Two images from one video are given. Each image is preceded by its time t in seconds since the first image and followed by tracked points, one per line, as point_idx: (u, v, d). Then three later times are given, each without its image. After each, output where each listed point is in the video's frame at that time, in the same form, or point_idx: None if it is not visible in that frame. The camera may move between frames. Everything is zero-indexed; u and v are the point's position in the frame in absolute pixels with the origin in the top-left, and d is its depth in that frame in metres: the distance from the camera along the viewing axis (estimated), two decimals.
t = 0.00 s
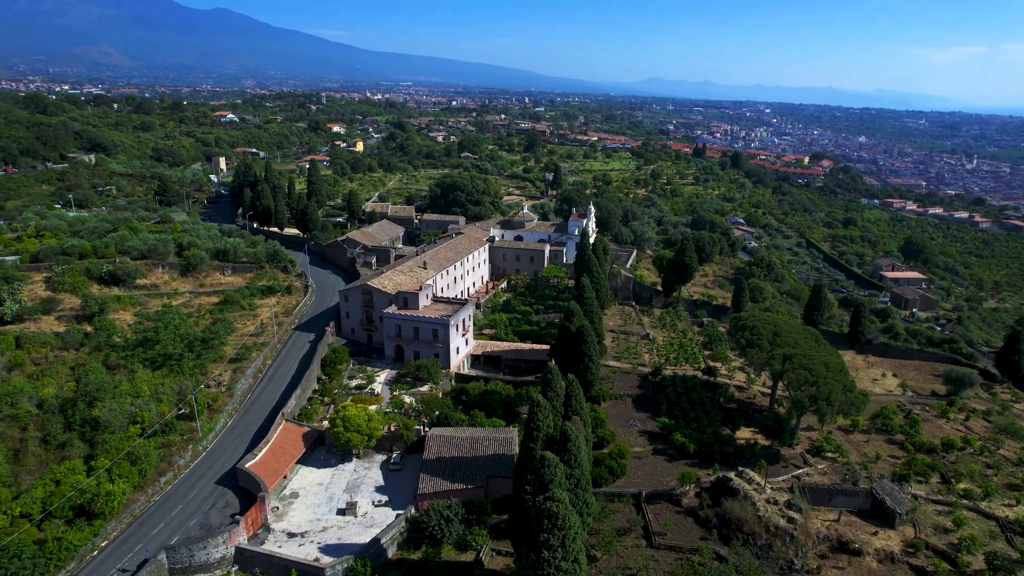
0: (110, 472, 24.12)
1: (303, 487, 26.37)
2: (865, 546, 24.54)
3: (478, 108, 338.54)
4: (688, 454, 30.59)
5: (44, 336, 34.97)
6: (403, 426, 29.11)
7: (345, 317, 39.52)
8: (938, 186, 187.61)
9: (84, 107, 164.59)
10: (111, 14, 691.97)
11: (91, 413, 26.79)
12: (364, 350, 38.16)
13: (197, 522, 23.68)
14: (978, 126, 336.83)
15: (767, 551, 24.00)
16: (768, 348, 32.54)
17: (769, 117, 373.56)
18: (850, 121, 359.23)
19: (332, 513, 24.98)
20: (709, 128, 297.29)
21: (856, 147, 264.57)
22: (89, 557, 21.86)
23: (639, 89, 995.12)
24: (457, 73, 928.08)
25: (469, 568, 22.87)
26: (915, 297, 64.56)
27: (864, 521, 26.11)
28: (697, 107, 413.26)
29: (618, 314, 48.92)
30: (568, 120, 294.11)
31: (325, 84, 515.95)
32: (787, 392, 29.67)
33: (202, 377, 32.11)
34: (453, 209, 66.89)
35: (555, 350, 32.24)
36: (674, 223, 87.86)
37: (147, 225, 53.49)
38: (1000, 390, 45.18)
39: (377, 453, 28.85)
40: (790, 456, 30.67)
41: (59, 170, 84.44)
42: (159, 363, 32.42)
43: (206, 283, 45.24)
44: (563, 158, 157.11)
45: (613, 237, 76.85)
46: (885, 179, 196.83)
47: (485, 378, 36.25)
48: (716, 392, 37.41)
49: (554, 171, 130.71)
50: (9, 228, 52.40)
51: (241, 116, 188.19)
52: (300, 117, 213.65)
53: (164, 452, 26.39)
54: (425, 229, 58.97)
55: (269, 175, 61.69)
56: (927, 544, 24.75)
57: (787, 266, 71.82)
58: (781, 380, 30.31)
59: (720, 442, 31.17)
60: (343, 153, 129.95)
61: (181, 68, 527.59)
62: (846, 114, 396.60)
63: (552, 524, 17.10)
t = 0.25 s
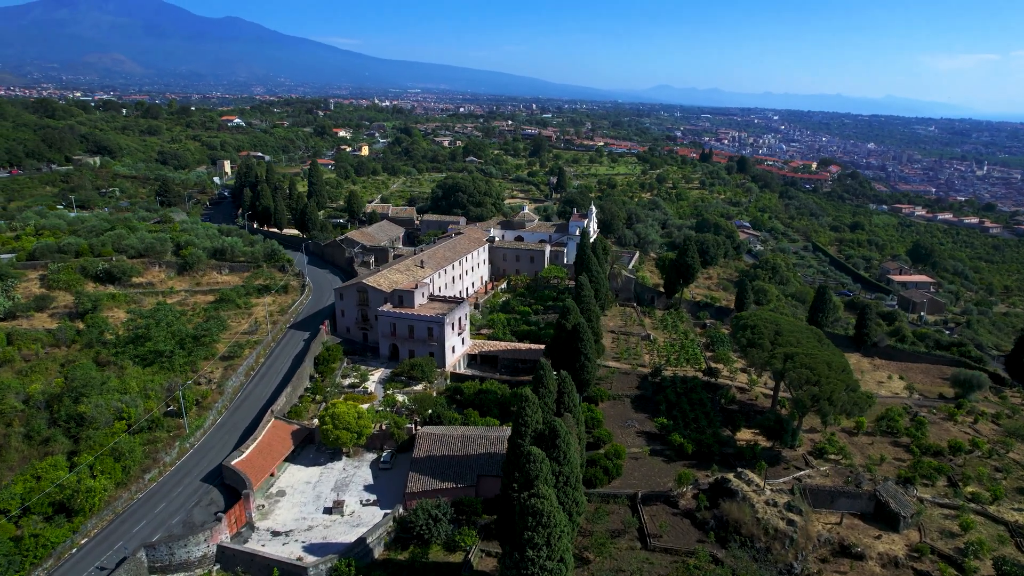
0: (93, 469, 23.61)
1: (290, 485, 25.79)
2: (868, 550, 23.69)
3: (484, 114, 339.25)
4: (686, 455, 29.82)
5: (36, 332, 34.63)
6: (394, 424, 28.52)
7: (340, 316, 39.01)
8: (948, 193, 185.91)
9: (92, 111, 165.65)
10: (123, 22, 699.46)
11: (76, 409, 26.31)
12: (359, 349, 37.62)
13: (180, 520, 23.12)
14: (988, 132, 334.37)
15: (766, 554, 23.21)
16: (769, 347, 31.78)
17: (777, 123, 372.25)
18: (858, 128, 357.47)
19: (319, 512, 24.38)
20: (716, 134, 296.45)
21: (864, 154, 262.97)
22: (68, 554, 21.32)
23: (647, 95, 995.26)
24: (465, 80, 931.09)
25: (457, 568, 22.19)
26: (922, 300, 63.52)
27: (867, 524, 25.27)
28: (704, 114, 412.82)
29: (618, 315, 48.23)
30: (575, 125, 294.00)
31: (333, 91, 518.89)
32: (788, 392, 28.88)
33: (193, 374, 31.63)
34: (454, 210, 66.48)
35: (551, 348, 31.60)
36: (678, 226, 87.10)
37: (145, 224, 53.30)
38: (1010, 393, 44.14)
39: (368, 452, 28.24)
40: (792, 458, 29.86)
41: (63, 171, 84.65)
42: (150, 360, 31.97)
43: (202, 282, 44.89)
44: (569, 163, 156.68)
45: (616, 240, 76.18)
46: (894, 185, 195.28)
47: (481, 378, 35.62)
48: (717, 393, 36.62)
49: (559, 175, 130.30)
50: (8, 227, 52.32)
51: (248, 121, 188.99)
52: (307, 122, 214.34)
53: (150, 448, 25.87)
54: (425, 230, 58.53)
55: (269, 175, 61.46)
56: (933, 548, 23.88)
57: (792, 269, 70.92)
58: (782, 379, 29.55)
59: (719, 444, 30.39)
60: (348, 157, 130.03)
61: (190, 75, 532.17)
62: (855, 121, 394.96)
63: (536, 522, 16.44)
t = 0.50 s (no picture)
0: (74, 465, 23.10)
1: (277, 484, 25.23)
2: (871, 554, 22.82)
3: (491, 121, 339.77)
4: (685, 456, 29.06)
5: (27, 329, 34.31)
6: (384, 423, 27.92)
7: (335, 314, 38.52)
8: (958, 199, 183.99)
9: (101, 116, 166.74)
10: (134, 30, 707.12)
11: (61, 405, 25.85)
12: (353, 348, 37.10)
13: (161, 518, 22.56)
14: (998, 139, 331.79)
15: (765, 558, 22.40)
16: (770, 346, 31.00)
17: (785, 130, 370.84)
18: (867, 135, 355.60)
19: (304, 511, 23.78)
20: (723, 141, 295.52)
21: (874, 160, 261.13)
22: (45, 552, 20.79)
23: (655, 103, 995.00)
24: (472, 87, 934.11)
25: (444, 570, 21.51)
26: (930, 304, 62.44)
27: (871, 527, 24.41)
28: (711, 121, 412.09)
29: (619, 316, 47.51)
30: (581, 132, 293.86)
31: (341, 98, 521.65)
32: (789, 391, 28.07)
33: (183, 371, 31.14)
34: (455, 211, 66.03)
35: (546, 346, 30.94)
36: (682, 229, 86.31)
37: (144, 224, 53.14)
38: (1021, 397, 43.05)
39: (357, 451, 27.63)
40: (793, 460, 29.02)
41: (68, 174, 84.95)
42: (140, 357, 31.54)
43: (199, 280, 44.55)
44: (574, 167, 156.20)
45: (619, 242, 75.48)
46: (903, 192, 193.59)
47: (476, 377, 34.98)
48: (718, 395, 35.81)
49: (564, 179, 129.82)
50: (7, 226, 52.27)
51: (254, 126, 189.72)
52: (314, 127, 215.04)
53: (135, 445, 25.37)
54: (425, 231, 58.08)
55: (269, 175, 61.24)
56: (939, 553, 22.97)
57: (798, 272, 69.99)
58: (783, 378, 28.77)
59: (719, 445, 29.60)
60: (353, 161, 130.06)
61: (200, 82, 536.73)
62: (863, 128, 392.82)
63: (519, 519, 15.80)
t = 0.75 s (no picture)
0: (54, 460, 22.58)
1: (262, 481, 24.64)
2: (875, 558, 21.99)
3: (498, 127, 340.02)
4: (682, 457, 28.29)
5: (18, 326, 33.97)
6: (374, 421, 27.34)
7: (329, 313, 38.03)
8: (968, 205, 182.18)
9: (108, 121, 167.67)
10: (145, 39, 714.23)
11: (45, 400, 25.34)
12: (347, 346, 36.59)
13: (142, 515, 21.97)
14: (1008, 146, 329.28)
15: (763, 561, 21.61)
16: (770, 345, 30.23)
17: (793, 137, 369.65)
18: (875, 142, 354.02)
19: (289, 509, 23.17)
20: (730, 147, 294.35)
21: (882, 167, 259.44)
22: (20, 549, 20.22)
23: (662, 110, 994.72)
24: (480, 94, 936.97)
25: (430, 570, 20.85)
26: (938, 307, 61.37)
27: (874, 530, 23.57)
28: (719, 129, 411.06)
29: (620, 316, 46.81)
30: (587, 138, 293.71)
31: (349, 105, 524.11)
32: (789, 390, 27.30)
33: (172, 368, 30.65)
34: (456, 212, 65.56)
35: (541, 344, 30.29)
36: (687, 232, 85.52)
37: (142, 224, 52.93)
38: None
39: (347, 449, 27.05)
40: (795, 461, 28.19)
41: (71, 176, 85.15)
42: (129, 353, 31.08)
43: (195, 279, 44.19)
44: (579, 172, 155.66)
45: (622, 245, 74.78)
46: (911, 198, 191.92)
47: (471, 376, 34.36)
48: (718, 395, 35.03)
49: (569, 183, 129.26)
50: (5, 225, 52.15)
51: (261, 131, 190.33)
52: (320, 133, 215.67)
53: (118, 441, 24.86)
54: (425, 231, 57.63)
55: (269, 175, 60.99)
56: (946, 558, 22.11)
57: (803, 274, 69.02)
58: (783, 377, 27.99)
59: (718, 445, 28.83)
60: (357, 165, 129.92)
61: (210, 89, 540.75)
62: (872, 135, 390.84)
63: (500, 515, 15.10)
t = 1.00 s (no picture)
0: (33, 456, 22.03)
1: (247, 479, 24.06)
2: (878, 562, 21.10)
3: (504, 134, 340.22)
4: (680, 458, 27.50)
5: (9, 322, 33.59)
6: (363, 419, 26.68)
7: (324, 311, 37.51)
8: (978, 212, 180.28)
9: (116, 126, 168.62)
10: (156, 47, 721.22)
11: (27, 395, 24.80)
12: (341, 345, 36.04)
13: (120, 513, 21.38)
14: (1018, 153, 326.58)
15: (761, 564, 20.78)
16: (771, 343, 29.43)
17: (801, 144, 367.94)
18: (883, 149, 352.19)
19: (272, 507, 22.56)
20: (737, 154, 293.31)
21: (890, 173, 257.59)
22: None
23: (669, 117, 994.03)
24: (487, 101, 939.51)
25: (415, 571, 20.17)
26: (947, 310, 60.28)
27: (877, 534, 22.70)
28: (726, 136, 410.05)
29: (620, 317, 46.09)
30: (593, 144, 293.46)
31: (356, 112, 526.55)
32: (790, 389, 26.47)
33: (161, 365, 30.14)
34: (458, 214, 65.07)
35: (536, 341, 29.60)
36: (691, 235, 84.67)
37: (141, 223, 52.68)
38: None
39: (335, 448, 26.44)
40: (796, 462, 27.36)
41: (76, 178, 85.31)
42: (118, 350, 30.60)
43: (191, 278, 43.80)
44: (585, 177, 155.08)
45: (625, 247, 74.05)
46: (920, 205, 190.20)
47: (466, 376, 33.71)
48: (719, 396, 34.23)
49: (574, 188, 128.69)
50: (4, 224, 52.02)
51: (267, 136, 190.95)
52: (327, 138, 216.24)
53: (101, 437, 24.33)
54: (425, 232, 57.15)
55: (269, 176, 60.72)
56: (952, 563, 21.20)
57: (809, 277, 68.04)
58: (784, 375, 27.16)
59: (717, 446, 28.03)
60: (362, 169, 129.85)
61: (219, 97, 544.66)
62: (880, 142, 388.86)
63: (479, 511, 14.46)
